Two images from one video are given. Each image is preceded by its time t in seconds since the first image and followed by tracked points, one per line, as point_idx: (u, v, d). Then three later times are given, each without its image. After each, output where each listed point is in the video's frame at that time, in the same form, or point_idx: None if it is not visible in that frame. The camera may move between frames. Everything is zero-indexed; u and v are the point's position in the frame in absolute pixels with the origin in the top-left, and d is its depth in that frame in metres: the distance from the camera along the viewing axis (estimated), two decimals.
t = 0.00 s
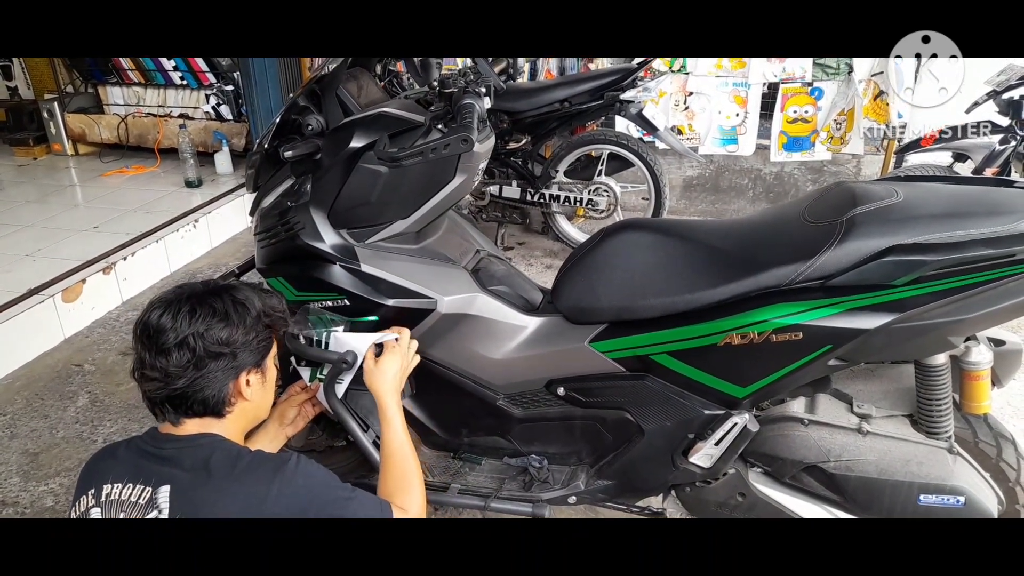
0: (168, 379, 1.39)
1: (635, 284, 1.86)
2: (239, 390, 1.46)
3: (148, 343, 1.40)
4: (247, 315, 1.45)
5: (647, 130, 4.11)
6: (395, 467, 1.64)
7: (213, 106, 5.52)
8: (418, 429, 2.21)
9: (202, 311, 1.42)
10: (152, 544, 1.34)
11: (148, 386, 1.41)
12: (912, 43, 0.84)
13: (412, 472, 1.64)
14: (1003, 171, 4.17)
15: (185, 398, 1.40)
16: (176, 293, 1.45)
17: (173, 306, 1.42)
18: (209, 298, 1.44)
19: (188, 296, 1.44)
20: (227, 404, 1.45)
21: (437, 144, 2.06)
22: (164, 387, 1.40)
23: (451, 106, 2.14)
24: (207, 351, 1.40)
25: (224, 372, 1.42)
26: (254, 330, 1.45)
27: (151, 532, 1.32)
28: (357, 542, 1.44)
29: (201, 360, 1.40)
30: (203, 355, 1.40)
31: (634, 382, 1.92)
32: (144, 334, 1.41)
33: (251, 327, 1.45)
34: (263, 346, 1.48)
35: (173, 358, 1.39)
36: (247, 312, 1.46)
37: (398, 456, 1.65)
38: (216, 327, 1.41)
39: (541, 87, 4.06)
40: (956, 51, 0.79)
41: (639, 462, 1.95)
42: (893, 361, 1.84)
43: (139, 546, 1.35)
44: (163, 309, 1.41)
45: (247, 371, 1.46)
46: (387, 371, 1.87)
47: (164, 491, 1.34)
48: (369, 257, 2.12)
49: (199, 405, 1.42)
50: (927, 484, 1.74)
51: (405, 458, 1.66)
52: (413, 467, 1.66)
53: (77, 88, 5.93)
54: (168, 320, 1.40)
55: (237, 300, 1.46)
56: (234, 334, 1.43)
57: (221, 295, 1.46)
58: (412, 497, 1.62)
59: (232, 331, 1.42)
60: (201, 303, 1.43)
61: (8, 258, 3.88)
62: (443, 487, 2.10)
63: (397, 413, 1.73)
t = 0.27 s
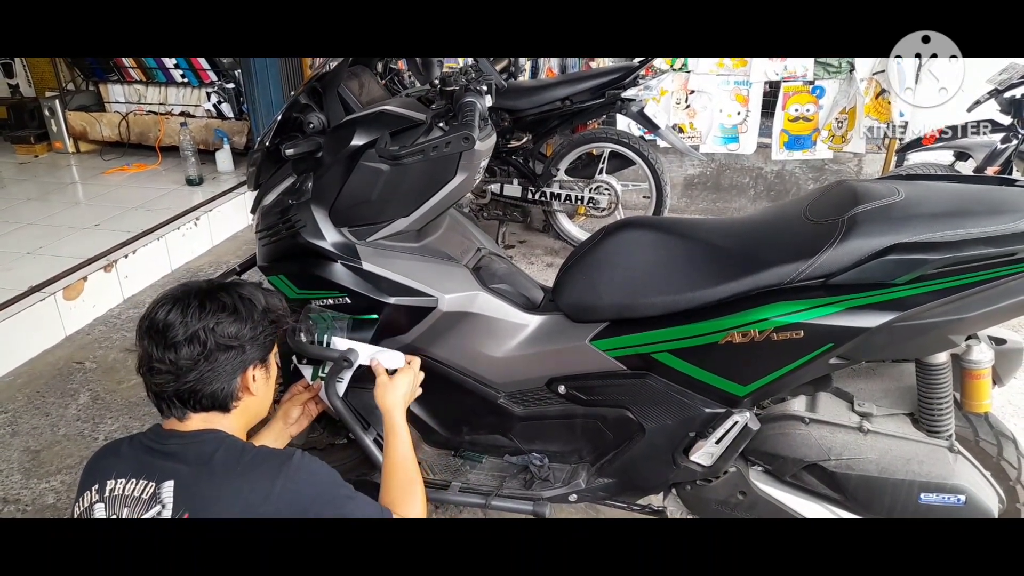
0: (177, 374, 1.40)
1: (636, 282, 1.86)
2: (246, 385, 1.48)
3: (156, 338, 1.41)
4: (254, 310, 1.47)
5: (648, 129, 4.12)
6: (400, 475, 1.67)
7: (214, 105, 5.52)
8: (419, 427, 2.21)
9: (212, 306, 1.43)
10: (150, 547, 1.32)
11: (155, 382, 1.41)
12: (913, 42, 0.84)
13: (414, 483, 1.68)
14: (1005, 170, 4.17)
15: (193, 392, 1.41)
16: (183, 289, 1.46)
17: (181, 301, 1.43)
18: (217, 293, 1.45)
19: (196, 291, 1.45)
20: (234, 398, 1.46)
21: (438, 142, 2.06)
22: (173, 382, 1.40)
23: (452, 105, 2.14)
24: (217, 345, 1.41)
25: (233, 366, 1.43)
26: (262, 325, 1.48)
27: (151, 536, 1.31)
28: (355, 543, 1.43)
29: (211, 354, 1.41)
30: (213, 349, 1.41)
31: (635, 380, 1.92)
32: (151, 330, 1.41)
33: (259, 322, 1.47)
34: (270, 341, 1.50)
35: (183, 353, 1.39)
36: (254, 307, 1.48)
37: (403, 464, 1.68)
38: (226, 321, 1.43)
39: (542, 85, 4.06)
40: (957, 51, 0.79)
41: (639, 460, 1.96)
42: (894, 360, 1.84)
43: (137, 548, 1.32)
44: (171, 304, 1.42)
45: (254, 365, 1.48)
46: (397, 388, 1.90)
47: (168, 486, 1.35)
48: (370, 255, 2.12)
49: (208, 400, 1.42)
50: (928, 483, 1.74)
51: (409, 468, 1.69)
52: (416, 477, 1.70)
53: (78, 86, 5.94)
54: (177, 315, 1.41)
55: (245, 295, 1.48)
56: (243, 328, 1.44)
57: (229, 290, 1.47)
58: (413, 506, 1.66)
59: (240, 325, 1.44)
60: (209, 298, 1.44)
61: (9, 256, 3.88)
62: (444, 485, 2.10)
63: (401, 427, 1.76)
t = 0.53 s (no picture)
0: (172, 369, 1.40)
1: (634, 282, 1.87)
2: (241, 378, 1.48)
3: (150, 334, 1.41)
4: (247, 304, 1.48)
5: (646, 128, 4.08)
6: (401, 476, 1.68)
7: (213, 102, 5.51)
8: (417, 426, 2.21)
9: (205, 301, 1.44)
10: (152, 542, 1.32)
11: (151, 378, 1.41)
12: (912, 42, 0.84)
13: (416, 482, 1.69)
14: (1003, 172, 4.21)
15: (189, 387, 1.41)
16: (176, 285, 1.46)
17: (175, 297, 1.43)
18: (210, 289, 1.46)
19: (189, 287, 1.45)
20: (230, 393, 1.46)
21: (437, 141, 2.06)
22: (168, 377, 1.40)
23: (451, 103, 2.14)
24: (212, 339, 1.42)
25: (228, 360, 1.44)
26: (255, 319, 1.48)
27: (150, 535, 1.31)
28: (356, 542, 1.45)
29: (206, 349, 1.41)
30: (208, 343, 1.41)
31: (633, 380, 1.92)
32: (146, 327, 1.42)
33: (252, 316, 1.48)
34: (264, 335, 1.51)
35: (178, 348, 1.40)
36: (247, 302, 1.49)
37: (405, 466, 1.68)
38: (220, 316, 1.43)
39: (542, 85, 4.06)
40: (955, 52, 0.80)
41: (637, 459, 1.96)
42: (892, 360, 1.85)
43: (138, 546, 1.34)
44: (165, 300, 1.42)
45: (249, 360, 1.48)
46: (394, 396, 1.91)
47: (163, 480, 1.34)
48: (369, 254, 2.12)
49: (203, 394, 1.43)
50: (925, 483, 1.75)
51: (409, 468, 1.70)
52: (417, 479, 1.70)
53: (76, 83, 5.93)
54: (171, 310, 1.41)
55: (238, 289, 1.49)
56: (237, 322, 1.45)
57: (221, 286, 1.48)
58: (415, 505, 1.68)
59: (234, 319, 1.45)
60: (202, 294, 1.45)
61: (7, 253, 3.88)
62: (441, 484, 2.10)
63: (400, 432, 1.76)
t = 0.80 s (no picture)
0: (158, 367, 1.40)
1: (634, 283, 1.87)
2: (229, 372, 1.48)
3: (133, 336, 1.41)
4: (228, 298, 1.48)
5: (648, 130, 4.13)
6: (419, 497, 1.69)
7: (213, 104, 5.52)
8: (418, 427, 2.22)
9: (184, 298, 1.44)
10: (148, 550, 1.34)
11: (138, 379, 1.42)
12: (912, 43, 0.85)
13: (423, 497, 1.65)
14: (1005, 172, 4.23)
15: (176, 384, 1.41)
16: (157, 286, 1.47)
17: (154, 297, 1.44)
18: (190, 286, 1.46)
19: (168, 287, 1.46)
20: (218, 388, 1.46)
21: (438, 142, 2.06)
22: (154, 376, 1.41)
23: (452, 105, 2.15)
24: (193, 335, 1.42)
25: (213, 354, 1.44)
26: (237, 312, 1.48)
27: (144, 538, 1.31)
28: (353, 542, 1.47)
29: (189, 345, 1.42)
30: (189, 339, 1.41)
31: (634, 381, 1.92)
32: (128, 329, 1.42)
33: (233, 309, 1.48)
34: (248, 328, 1.51)
35: (161, 346, 1.40)
36: (228, 297, 1.49)
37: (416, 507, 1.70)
38: (200, 311, 1.43)
39: (542, 86, 4.06)
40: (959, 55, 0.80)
41: (638, 460, 1.96)
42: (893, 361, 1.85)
43: (136, 551, 1.34)
44: (145, 301, 1.43)
45: (234, 354, 1.48)
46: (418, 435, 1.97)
47: (154, 476, 1.35)
48: (369, 255, 2.12)
49: (191, 390, 1.43)
50: (926, 483, 1.74)
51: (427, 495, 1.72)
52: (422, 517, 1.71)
53: (77, 85, 5.94)
54: (152, 309, 1.42)
55: (217, 285, 1.49)
56: (218, 317, 1.45)
57: (201, 283, 1.48)
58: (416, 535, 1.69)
59: (214, 314, 1.45)
60: (182, 292, 1.45)
61: (8, 255, 3.88)
62: (443, 486, 2.10)
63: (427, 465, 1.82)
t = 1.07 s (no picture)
0: (150, 366, 1.41)
1: (635, 283, 1.87)
2: (223, 368, 1.48)
3: (125, 336, 1.43)
4: (216, 295, 1.48)
5: (648, 129, 4.12)
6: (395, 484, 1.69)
7: (214, 104, 5.52)
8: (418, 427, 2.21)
9: (172, 297, 1.44)
10: (148, 550, 1.34)
11: (132, 379, 1.43)
12: (912, 43, 0.84)
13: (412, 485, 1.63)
14: (1005, 173, 4.15)
15: (169, 382, 1.42)
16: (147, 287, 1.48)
17: (144, 297, 1.45)
18: (178, 286, 1.47)
19: (158, 287, 1.46)
20: (212, 385, 1.46)
21: (438, 142, 2.06)
22: (146, 375, 1.42)
23: (452, 105, 2.15)
24: (182, 332, 1.43)
25: (203, 351, 1.44)
26: (226, 309, 1.48)
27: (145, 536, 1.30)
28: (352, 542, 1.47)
29: (178, 343, 1.42)
30: (178, 336, 1.42)
31: (635, 381, 1.92)
32: (120, 330, 1.44)
33: (222, 306, 1.48)
34: (239, 324, 1.50)
35: (152, 345, 1.41)
36: (217, 294, 1.49)
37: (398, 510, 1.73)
38: (188, 309, 1.44)
39: (543, 86, 4.05)
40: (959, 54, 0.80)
41: (639, 460, 1.96)
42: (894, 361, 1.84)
43: (136, 550, 1.34)
44: (135, 302, 1.44)
45: (226, 351, 1.48)
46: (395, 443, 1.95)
47: (149, 472, 1.36)
48: (370, 255, 2.12)
49: (184, 388, 1.43)
50: (927, 484, 1.74)
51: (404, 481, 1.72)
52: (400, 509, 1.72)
53: (78, 85, 5.94)
54: (141, 309, 1.43)
55: (206, 283, 1.50)
56: (206, 314, 1.45)
57: (190, 282, 1.49)
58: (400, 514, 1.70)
59: (203, 311, 1.45)
60: (170, 291, 1.46)
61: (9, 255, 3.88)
62: (443, 486, 2.10)
63: (400, 470, 1.79)
